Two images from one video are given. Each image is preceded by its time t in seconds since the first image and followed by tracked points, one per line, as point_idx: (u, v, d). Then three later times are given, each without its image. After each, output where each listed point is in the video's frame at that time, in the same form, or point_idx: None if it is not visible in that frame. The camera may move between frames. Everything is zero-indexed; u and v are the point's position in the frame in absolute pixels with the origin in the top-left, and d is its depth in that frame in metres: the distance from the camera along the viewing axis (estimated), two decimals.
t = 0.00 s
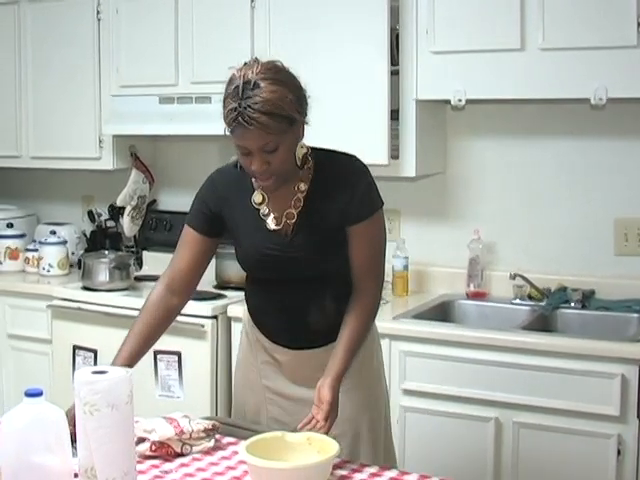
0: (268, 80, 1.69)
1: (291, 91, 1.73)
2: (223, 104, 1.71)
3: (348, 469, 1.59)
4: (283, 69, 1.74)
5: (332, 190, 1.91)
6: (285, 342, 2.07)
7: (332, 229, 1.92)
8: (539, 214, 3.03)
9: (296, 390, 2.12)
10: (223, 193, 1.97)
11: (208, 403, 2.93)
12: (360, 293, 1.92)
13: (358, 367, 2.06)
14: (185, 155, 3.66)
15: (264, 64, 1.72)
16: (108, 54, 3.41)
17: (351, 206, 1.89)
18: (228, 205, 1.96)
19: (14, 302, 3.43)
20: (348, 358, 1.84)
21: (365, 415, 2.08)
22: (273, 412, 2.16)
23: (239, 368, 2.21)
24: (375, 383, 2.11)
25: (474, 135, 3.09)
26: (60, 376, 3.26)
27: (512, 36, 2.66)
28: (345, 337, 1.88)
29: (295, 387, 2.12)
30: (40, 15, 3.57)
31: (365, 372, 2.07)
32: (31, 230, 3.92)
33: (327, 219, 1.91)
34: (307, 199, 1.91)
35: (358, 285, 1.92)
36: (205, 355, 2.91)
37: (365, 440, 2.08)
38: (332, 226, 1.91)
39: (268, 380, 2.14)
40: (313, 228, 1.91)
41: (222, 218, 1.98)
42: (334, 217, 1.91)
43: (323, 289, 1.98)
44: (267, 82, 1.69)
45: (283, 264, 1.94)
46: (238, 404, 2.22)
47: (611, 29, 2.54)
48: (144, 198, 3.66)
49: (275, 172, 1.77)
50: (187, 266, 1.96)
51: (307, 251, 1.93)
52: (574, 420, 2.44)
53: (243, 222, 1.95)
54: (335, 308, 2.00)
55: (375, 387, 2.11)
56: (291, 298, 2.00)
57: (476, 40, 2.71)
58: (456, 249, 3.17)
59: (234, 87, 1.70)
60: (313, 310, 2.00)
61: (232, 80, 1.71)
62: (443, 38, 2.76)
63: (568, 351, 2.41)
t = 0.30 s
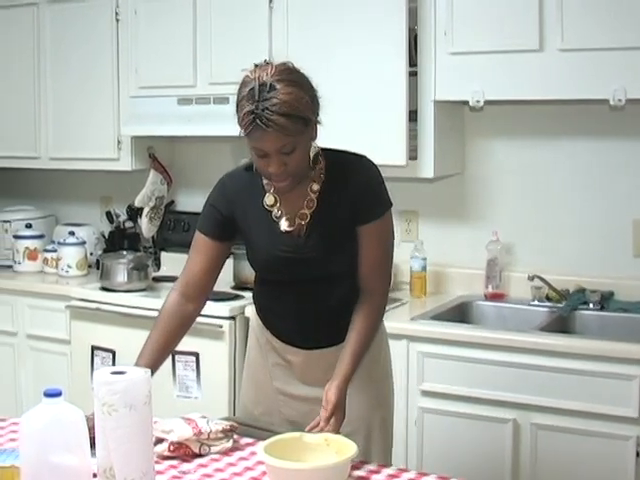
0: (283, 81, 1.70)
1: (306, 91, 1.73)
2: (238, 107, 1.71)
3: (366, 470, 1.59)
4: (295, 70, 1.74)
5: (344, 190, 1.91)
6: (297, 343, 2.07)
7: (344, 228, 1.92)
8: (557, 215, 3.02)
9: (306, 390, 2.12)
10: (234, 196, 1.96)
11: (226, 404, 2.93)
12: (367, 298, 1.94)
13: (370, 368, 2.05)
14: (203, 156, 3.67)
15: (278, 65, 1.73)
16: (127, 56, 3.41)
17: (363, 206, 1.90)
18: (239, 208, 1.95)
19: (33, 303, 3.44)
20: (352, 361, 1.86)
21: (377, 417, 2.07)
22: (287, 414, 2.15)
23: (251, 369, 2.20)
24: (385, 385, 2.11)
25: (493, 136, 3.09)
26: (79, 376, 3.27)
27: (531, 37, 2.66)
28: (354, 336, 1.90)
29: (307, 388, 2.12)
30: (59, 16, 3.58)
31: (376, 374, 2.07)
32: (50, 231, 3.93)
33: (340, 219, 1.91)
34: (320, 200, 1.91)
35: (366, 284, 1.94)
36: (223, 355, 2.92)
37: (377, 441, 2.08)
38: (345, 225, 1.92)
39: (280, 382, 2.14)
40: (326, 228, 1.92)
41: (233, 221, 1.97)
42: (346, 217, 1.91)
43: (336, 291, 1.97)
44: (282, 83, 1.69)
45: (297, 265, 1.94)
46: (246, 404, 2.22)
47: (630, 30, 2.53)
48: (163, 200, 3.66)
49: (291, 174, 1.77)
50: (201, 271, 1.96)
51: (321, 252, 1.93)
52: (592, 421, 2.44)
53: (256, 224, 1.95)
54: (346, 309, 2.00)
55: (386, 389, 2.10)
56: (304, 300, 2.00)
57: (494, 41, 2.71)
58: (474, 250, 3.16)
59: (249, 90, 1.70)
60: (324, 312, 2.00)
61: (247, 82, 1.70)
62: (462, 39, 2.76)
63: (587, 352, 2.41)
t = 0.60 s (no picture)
0: (294, 81, 1.70)
1: (317, 91, 1.73)
2: (249, 106, 1.71)
3: (378, 471, 1.59)
4: (307, 70, 1.74)
5: (354, 191, 1.90)
6: (307, 343, 2.07)
7: (353, 231, 1.91)
8: (568, 216, 3.02)
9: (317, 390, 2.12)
10: (244, 196, 1.97)
11: (237, 404, 2.93)
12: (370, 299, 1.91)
13: (377, 368, 2.04)
14: (214, 156, 3.67)
15: (289, 65, 1.72)
16: (138, 56, 3.42)
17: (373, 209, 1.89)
18: (249, 209, 1.96)
19: (45, 303, 3.45)
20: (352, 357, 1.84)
21: (385, 418, 2.06)
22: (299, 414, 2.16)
23: (263, 369, 2.21)
24: (394, 386, 2.09)
25: (504, 136, 3.09)
26: (90, 376, 3.27)
27: (543, 37, 2.65)
28: (353, 333, 1.88)
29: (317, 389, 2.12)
30: (70, 17, 3.58)
31: (383, 374, 2.06)
32: (62, 231, 3.94)
33: (350, 221, 1.91)
34: (330, 201, 1.91)
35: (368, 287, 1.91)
36: (234, 355, 2.92)
37: (386, 443, 2.07)
38: (354, 227, 1.91)
39: (290, 382, 2.14)
40: (336, 230, 1.91)
41: (243, 222, 1.97)
42: (355, 219, 1.90)
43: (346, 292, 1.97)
44: (293, 83, 1.69)
45: (307, 267, 1.94)
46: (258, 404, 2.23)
47: None
48: (174, 200, 3.66)
49: (301, 173, 1.77)
50: (214, 274, 1.96)
51: (330, 254, 1.92)
52: (603, 422, 2.43)
53: (265, 225, 1.95)
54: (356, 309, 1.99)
55: (394, 389, 2.09)
56: (314, 301, 1.99)
57: (505, 42, 2.71)
58: (485, 250, 3.16)
59: (260, 89, 1.70)
60: (334, 312, 2.00)
61: (258, 81, 1.70)
62: (473, 39, 2.75)
63: (598, 353, 2.40)
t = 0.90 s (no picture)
0: (311, 77, 1.71)
1: (334, 88, 1.73)
2: (266, 101, 1.72)
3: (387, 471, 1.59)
4: (324, 68, 1.76)
5: (367, 191, 1.91)
6: (315, 343, 2.05)
7: (366, 229, 1.91)
8: (577, 216, 3.02)
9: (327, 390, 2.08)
10: (258, 193, 1.99)
11: (246, 404, 2.93)
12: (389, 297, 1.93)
13: (393, 367, 2.05)
14: (223, 156, 3.67)
15: (306, 62, 1.73)
16: (147, 56, 3.42)
17: (387, 209, 1.90)
18: (263, 206, 1.98)
19: (53, 303, 3.46)
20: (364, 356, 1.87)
21: (399, 417, 2.07)
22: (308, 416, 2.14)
23: (273, 372, 2.18)
24: (408, 386, 2.10)
25: (513, 137, 3.08)
26: (99, 376, 3.27)
27: (552, 38, 2.65)
28: (369, 334, 1.90)
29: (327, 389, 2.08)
30: (79, 17, 3.59)
31: (399, 373, 2.06)
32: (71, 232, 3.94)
33: (363, 220, 1.91)
34: (342, 200, 1.92)
35: (386, 285, 1.93)
36: (243, 356, 2.92)
37: (398, 442, 2.07)
38: (367, 226, 1.91)
39: (301, 384, 2.11)
40: (348, 228, 1.91)
41: (257, 219, 2.00)
42: (368, 218, 1.91)
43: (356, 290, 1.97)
44: (310, 79, 1.70)
45: (319, 265, 1.94)
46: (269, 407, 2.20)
47: None
48: (183, 200, 3.66)
49: (316, 170, 1.78)
50: (237, 265, 2.03)
51: (344, 252, 1.92)
52: (612, 423, 2.43)
53: (276, 223, 1.97)
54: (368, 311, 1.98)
55: (409, 389, 2.10)
56: (325, 300, 1.99)
57: (514, 43, 2.71)
58: (494, 252, 3.16)
59: (277, 84, 1.71)
60: (343, 313, 1.99)
61: (275, 77, 1.72)
62: (481, 40, 2.75)
63: (607, 354, 2.40)
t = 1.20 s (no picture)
0: (330, 76, 1.71)
1: (352, 88, 1.73)
2: (284, 100, 1.72)
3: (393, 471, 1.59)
4: (341, 67, 1.76)
5: (383, 191, 1.89)
6: (326, 343, 2.01)
7: (383, 228, 1.90)
8: (583, 216, 3.01)
9: (338, 390, 2.04)
10: (275, 191, 1.98)
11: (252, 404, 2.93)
12: (408, 295, 1.89)
13: (405, 368, 2.02)
14: (229, 156, 3.67)
15: (324, 61, 1.73)
16: (152, 56, 3.43)
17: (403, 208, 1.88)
18: (279, 203, 1.97)
19: (59, 303, 3.46)
20: (390, 351, 1.83)
21: (409, 420, 2.04)
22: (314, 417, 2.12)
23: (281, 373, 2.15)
24: (419, 388, 2.07)
25: (519, 138, 3.08)
26: (105, 376, 3.28)
27: (557, 38, 2.65)
28: (394, 332, 1.87)
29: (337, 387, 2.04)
30: (84, 17, 3.59)
31: (410, 375, 2.03)
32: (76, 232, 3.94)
33: (380, 218, 1.89)
34: (358, 199, 1.90)
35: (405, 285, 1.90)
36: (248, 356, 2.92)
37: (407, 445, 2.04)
38: (383, 225, 1.89)
39: (311, 385, 2.07)
40: (365, 227, 1.89)
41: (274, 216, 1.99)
42: (384, 218, 1.89)
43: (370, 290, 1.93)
44: (328, 78, 1.70)
45: (335, 263, 1.92)
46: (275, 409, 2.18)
47: None
48: (189, 201, 3.66)
49: (333, 170, 1.77)
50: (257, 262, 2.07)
51: (361, 250, 1.90)
52: (617, 424, 2.43)
53: (291, 220, 1.96)
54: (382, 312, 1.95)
55: (419, 392, 2.07)
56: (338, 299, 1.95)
57: (519, 44, 2.70)
58: (500, 252, 3.15)
59: (294, 83, 1.71)
60: (357, 313, 1.95)
61: (293, 76, 1.72)
62: (486, 40, 2.75)
63: (612, 355, 2.39)
